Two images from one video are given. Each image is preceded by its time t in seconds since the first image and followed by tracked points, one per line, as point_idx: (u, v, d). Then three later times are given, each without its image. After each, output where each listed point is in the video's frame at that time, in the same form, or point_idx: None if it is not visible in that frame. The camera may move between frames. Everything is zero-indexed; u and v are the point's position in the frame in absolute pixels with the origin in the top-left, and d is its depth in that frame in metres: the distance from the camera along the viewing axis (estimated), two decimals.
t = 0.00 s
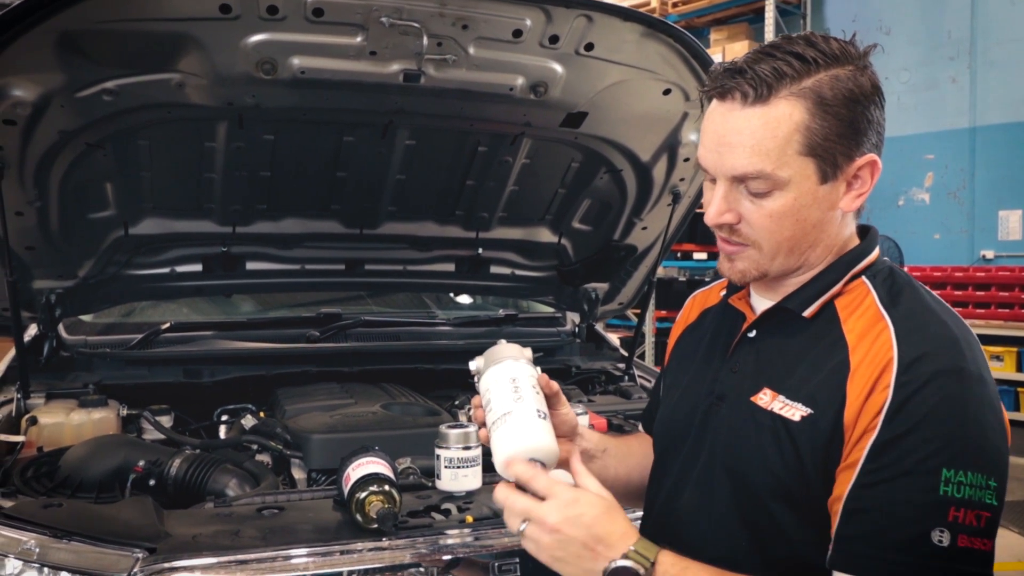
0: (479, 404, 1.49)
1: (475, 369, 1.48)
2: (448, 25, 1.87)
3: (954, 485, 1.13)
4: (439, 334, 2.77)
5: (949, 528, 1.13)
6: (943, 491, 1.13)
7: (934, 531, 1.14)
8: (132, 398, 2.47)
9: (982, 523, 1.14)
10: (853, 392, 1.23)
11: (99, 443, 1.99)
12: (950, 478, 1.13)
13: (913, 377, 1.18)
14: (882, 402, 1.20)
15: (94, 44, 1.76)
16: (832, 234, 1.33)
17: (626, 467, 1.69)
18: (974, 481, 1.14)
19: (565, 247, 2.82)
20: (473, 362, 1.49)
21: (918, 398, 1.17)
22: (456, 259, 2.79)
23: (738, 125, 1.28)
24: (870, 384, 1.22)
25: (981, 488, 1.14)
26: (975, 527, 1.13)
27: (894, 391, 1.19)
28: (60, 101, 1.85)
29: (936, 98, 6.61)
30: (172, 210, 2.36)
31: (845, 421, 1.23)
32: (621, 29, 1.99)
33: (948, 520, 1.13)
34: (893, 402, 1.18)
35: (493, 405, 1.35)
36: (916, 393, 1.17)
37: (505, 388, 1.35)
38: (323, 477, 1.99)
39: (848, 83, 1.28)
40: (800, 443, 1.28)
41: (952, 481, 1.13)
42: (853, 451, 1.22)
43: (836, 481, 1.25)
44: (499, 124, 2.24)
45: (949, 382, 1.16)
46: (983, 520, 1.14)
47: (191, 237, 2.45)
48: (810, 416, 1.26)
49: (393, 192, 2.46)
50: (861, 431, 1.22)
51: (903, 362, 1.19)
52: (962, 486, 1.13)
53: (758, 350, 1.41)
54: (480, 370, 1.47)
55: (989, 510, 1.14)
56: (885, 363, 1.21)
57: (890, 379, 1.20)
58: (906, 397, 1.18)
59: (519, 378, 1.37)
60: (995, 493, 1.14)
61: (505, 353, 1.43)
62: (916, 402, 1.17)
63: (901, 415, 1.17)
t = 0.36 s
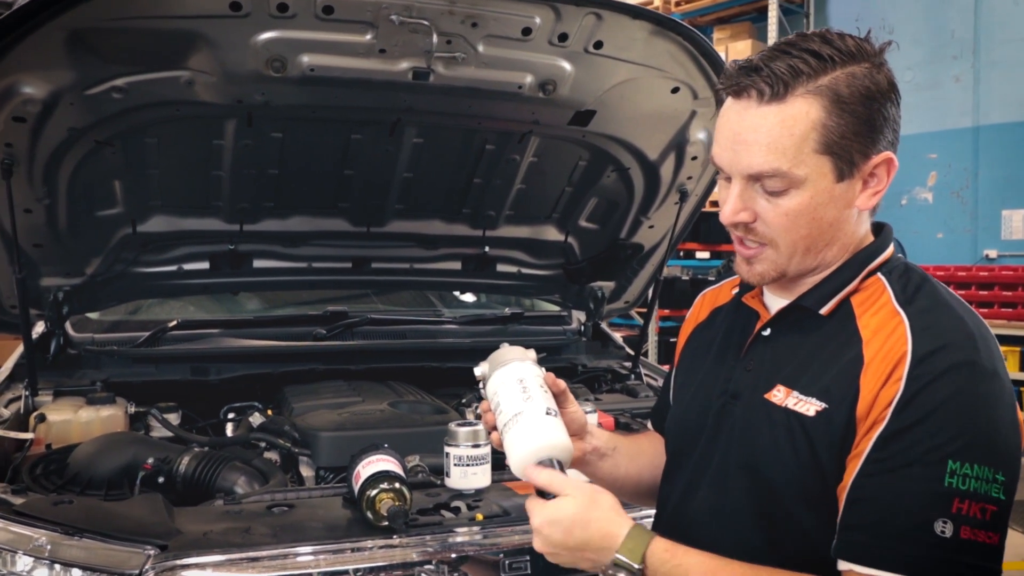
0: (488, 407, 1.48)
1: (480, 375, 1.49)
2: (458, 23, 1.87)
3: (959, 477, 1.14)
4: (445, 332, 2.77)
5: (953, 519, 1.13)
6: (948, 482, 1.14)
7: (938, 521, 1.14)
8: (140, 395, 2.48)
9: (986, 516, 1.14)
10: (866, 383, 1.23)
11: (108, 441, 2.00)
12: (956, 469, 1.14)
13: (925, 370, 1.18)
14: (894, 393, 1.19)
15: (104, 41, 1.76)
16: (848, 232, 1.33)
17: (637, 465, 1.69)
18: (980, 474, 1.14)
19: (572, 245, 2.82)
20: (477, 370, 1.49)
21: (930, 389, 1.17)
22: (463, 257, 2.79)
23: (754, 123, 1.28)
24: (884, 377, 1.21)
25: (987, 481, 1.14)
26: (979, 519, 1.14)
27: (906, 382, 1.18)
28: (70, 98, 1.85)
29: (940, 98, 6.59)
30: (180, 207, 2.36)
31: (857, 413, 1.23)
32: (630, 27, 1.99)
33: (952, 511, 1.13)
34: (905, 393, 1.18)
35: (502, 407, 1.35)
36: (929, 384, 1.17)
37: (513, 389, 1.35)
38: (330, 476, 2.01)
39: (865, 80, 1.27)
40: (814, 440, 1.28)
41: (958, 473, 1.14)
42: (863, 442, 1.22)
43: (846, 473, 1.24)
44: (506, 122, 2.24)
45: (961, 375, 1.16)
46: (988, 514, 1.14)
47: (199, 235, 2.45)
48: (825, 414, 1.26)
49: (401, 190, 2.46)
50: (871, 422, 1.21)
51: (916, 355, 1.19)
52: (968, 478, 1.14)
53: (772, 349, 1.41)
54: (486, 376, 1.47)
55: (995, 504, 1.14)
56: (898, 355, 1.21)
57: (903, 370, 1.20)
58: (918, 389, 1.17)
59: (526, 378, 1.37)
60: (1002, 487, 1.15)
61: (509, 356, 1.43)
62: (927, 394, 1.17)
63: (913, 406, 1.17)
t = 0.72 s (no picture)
0: (498, 406, 1.49)
1: (490, 376, 1.50)
2: (466, 23, 1.88)
3: (980, 480, 1.14)
4: (452, 332, 2.78)
5: (975, 523, 1.14)
6: (969, 486, 1.14)
7: (960, 525, 1.14)
8: (148, 395, 2.49)
9: (1007, 518, 1.15)
10: (881, 387, 1.23)
11: (118, 441, 2.00)
12: (976, 473, 1.14)
13: (941, 374, 1.18)
14: (909, 398, 1.20)
15: (116, 43, 1.77)
16: (854, 232, 1.34)
17: (647, 464, 1.70)
18: (1000, 476, 1.14)
19: (579, 245, 2.83)
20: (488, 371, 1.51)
21: (946, 393, 1.17)
22: (470, 257, 2.80)
23: (757, 125, 1.29)
24: (899, 381, 1.22)
25: (1007, 483, 1.15)
26: (1002, 522, 1.14)
27: (922, 386, 1.19)
28: (82, 99, 1.86)
29: (942, 96, 6.52)
30: (189, 207, 2.37)
31: (873, 417, 1.24)
32: (639, 27, 2.00)
33: (974, 515, 1.14)
34: (920, 397, 1.19)
35: (511, 406, 1.36)
36: (944, 388, 1.17)
37: (521, 389, 1.36)
38: (340, 475, 2.01)
39: (869, 81, 1.27)
40: (826, 439, 1.28)
41: (979, 477, 1.14)
42: (880, 446, 1.22)
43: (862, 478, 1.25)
44: (514, 122, 2.24)
45: (974, 377, 1.17)
46: (1009, 516, 1.15)
47: (207, 235, 2.46)
48: (839, 414, 1.27)
49: (408, 189, 2.46)
50: (888, 426, 1.22)
51: (931, 358, 1.20)
52: (989, 481, 1.14)
53: (785, 348, 1.41)
54: (496, 377, 1.49)
55: (1015, 505, 1.15)
56: (913, 359, 1.22)
57: (919, 374, 1.20)
58: (933, 393, 1.18)
59: (534, 378, 1.38)
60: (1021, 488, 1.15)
61: (518, 356, 1.44)
62: (944, 398, 1.17)
63: (928, 411, 1.18)
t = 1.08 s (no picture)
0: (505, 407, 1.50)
1: (498, 376, 1.50)
2: (471, 25, 1.89)
3: (975, 475, 1.15)
4: (456, 331, 2.79)
5: (969, 517, 1.15)
6: (964, 481, 1.15)
7: (954, 519, 1.16)
8: (154, 395, 2.50)
9: (1003, 513, 1.15)
10: (882, 382, 1.24)
11: (125, 441, 2.02)
12: (971, 468, 1.15)
13: (941, 369, 1.19)
14: (909, 392, 1.21)
15: (122, 45, 1.78)
16: (860, 233, 1.34)
17: (652, 462, 1.70)
18: (996, 471, 1.15)
19: (582, 244, 2.84)
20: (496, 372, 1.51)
21: (946, 387, 1.18)
22: (474, 256, 2.81)
23: (764, 127, 1.30)
24: (899, 376, 1.23)
25: (1004, 478, 1.15)
26: (997, 517, 1.15)
27: (922, 380, 1.20)
28: (88, 100, 1.87)
29: (943, 94, 6.52)
30: (194, 208, 2.38)
31: (874, 411, 1.25)
32: (643, 28, 2.00)
33: (968, 508, 1.15)
34: (921, 391, 1.20)
35: (517, 407, 1.37)
36: (944, 383, 1.19)
37: (527, 390, 1.37)
38: (346, 474, 2.02)
39: (874, 84, 1.28)
40: (830, 437, 1.29)
41: (974, 472, 1.15)
42: (880, 439, 1.23)
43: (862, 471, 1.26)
44: (518, 122, 2.25)
45: (977, 374, 1.18)
46: (1005, 510, 1.15)
47: (212, 235, 2.46)
48: (843, 411, 1.28)
49: (412, 190, 2.47)
50: (888, 420, 1.23)
51: (932, 354, 1.21)
52: (984, 476, 1.15)
53: (790, 346, 1.42)
54: (504, 377, 1.49)
55: (1011, 500, 1.15)
56: (914, 355, 1.23)
57: (919, 370, 1.21)
58: (932, 388, 1.19)
59: (541, 378, 1.38)
60: (1018, 484, 1.16)
61: (526, 356, 1.45)
62: (944, 393, 1.18)
63: (928, 405, 1.19)
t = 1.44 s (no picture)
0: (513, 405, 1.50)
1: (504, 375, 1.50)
2: (476, 23, 1.89)
3: (984, 468, 1.15)
4: (459, 330, 2.79)
5: (978, 510, 1.15)
6: (972, 474, 1.15)
7: (963, 512, 1.16)
8: (158, 393, 2.50)
9: (1011, 506, 1.15)
10: (891, 377, 1.25)
11: (128, 439, 2.01)
12: (980, 461, 1.15)
13: (949, 364, 1.19)
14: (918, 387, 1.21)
15: (129, 42, 1.78)
16: (870, 232, 1.34)
17: (658, 459, 1.71)
18: (1004, 465, 1.15)
19: (586, 243, 2.84)
20: (501, 371, 1.51)
21: (954, 382, 1.18)
22: (477, 255, 2.81)
23: (775, 126, 1.30)
24: (908, 371, 1.23)
25: (1012, 472, 1.15)
26: (1005, 510, 1.15)
27: (931, 375, 1.20)
28: (94, 98, 1.88)
29: (945, 93, 6.51)
30: (199, 206, 2.38)
31: (882, 407, 1.25)
32: (648, 26, 2.01)
33: (978, 501, 1.15)
34: (929, 386, 1.20)
35: (528, 405, 1.37)
36: (952, 377, 1.18)
37: (537, 387, 1.37)
38: (349, 472, 2.02)
39: (886, 83, 1.28)
40: (838, 433, 1.30)
41: (983, 465, 1.15)
42: (889, 434, 1.23)
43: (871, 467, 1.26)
44: (522, 121, 2.25)
45: (986, 370, 1.18)
46: (1013, 504, 1.16)
47: (216, 233, 2.47)
48: (851, 407, 1.28)
49: (416, 188, 2.47)
50: (897, 415, 1.23)
51: (941, 349, 1.21)
52: (992, 469, 1.15)
53: (798, 343, 1.43)
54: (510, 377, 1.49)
55: (1019, 494, 1.16)
56: (923, 350, 1.23)
57: (928, 365, 1.21)
58: (941, 382, 1.19)
59: (550, 376, 1.39)
60: None
61: (533, 355, 1.44)
62: (952, 387, 1.18)
63: (937, 399, 1.19)
